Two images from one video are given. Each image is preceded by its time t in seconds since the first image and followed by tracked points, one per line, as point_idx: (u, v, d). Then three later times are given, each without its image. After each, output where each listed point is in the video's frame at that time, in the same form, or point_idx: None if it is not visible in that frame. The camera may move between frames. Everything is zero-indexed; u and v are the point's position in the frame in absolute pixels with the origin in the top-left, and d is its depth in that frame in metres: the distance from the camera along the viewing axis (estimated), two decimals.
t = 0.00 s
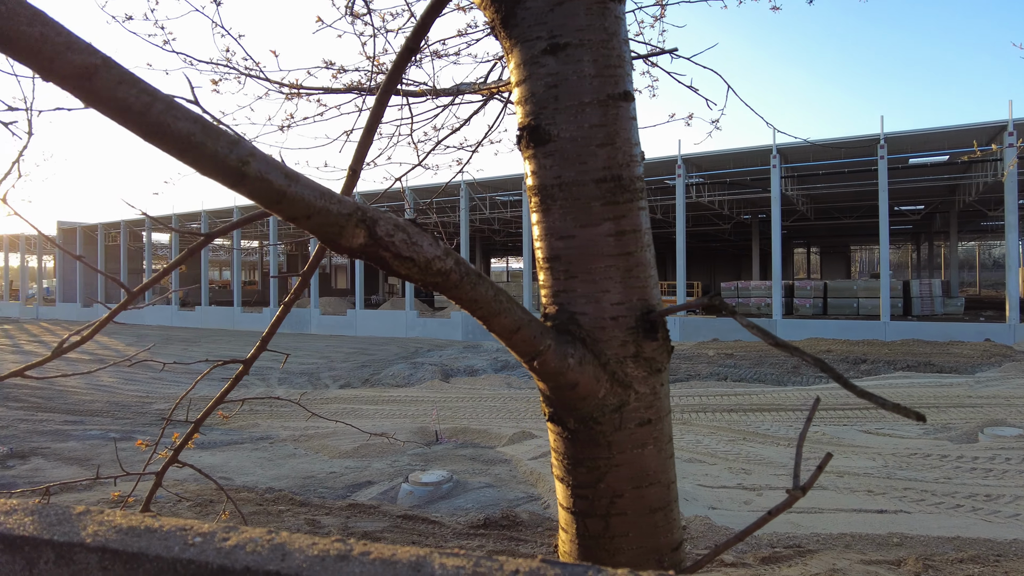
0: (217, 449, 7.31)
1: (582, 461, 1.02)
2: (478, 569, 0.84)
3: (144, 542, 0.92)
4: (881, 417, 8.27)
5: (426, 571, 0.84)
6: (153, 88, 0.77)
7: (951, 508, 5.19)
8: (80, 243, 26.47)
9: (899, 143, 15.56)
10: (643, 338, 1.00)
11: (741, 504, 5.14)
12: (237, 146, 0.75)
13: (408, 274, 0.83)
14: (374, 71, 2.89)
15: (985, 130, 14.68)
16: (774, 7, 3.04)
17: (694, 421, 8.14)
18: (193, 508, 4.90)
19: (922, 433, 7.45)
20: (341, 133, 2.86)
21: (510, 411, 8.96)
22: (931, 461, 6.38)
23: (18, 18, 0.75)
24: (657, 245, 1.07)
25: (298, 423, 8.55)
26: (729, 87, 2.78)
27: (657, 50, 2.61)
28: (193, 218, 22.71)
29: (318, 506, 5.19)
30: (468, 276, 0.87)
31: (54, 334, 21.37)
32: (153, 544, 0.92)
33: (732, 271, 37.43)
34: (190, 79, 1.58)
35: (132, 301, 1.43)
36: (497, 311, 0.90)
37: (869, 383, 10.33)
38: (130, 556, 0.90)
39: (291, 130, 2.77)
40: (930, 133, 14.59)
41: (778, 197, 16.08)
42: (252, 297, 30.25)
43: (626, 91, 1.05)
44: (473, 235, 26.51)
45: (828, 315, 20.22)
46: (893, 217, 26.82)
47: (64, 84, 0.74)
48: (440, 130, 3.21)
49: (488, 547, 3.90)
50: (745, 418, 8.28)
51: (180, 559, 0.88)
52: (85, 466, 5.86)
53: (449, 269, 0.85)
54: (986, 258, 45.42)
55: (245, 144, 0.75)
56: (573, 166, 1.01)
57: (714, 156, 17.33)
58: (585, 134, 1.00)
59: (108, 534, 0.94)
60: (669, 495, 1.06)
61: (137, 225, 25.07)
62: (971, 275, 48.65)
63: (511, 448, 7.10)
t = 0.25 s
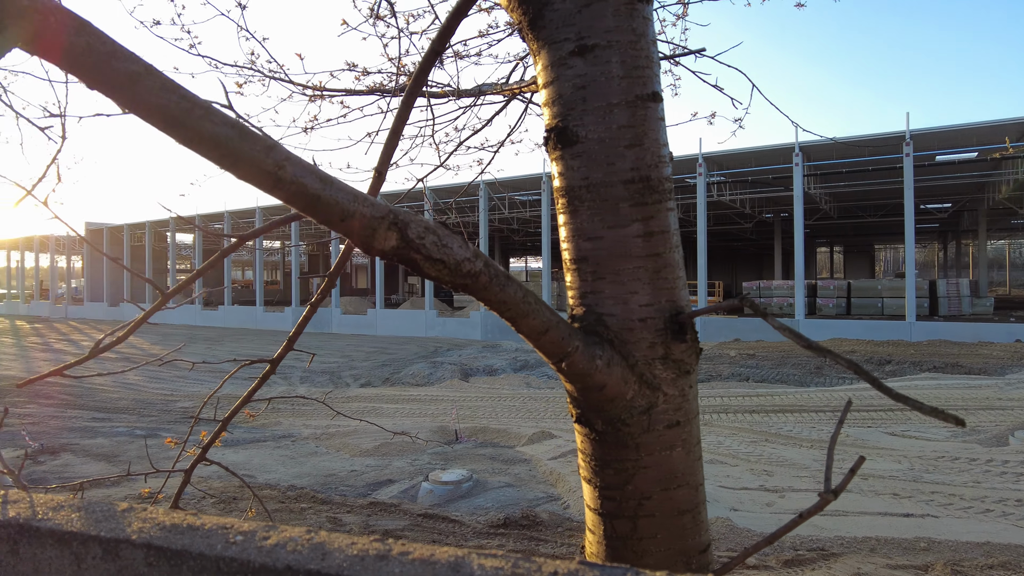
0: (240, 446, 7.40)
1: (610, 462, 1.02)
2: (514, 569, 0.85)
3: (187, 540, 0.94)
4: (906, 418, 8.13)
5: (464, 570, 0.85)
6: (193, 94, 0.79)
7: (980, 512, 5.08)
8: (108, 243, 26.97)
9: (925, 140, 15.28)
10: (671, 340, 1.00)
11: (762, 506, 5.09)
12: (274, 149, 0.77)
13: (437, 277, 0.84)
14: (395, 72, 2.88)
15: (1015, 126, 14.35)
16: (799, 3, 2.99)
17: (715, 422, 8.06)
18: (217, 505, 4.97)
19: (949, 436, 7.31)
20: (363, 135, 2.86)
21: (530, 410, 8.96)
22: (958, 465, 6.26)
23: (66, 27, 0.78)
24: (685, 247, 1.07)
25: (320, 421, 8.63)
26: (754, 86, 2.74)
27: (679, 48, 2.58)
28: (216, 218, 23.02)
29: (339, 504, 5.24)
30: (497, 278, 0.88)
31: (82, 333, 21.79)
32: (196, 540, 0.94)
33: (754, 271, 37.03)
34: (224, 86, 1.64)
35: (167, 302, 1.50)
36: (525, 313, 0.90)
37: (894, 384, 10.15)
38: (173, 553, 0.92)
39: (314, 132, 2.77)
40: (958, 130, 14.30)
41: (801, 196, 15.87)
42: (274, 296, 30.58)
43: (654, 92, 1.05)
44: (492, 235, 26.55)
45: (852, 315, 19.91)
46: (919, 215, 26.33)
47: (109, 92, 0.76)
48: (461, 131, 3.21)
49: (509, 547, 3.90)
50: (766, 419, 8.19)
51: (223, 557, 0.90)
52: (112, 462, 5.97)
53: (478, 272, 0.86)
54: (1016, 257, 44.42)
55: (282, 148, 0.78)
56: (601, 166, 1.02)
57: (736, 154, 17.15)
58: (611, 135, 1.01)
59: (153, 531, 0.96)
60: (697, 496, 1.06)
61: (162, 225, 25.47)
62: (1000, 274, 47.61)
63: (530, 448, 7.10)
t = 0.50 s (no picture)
0: (264, 444, 7.49)
1: (640, 463, 1.03)
2: (554, 569, 0.86)
3: (229, 536, 0.95)
4: (935, 421, 7.96)
5: (504, 570, 0.86)
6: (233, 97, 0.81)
7: (1013, 518, 4.95)
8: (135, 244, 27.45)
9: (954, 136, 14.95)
10: (703, 340, 1.02)
11: (787, 509, 5.02)
12: (311, 152, 0.79)
13: (471, 276, 0.87)
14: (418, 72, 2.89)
15: None
16: None
17: (738, 424, 7.97)
18: (241, 502, 5.03)
19: (981, 439, 7.14)
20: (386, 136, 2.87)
21: (551, 411, 8.94)
22: (991, 470, 6.11)
23: (108, 31, 0.79)
24: (716, 247, 1.10)
25: (342, 420, 8.70)
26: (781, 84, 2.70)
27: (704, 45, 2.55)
28: (240, 218, 23.31)
29: (362, 503, 5.28)
30: (529, 278, 0.89)
31: (111, 331, 22.21)
32: (236, 537, 0.95)
33: (778, 270, 36.55)
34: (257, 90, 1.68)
35: (201, 301, 1.54)
36: (556, 313, 0.90)
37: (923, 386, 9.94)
38: (215, 550, 0.93)
39: (338, 133, 2.80)
40: (989, 126, 13.97)
41: (827, 194, 15.62)
42: (297, 295, 30.88)
43: (684, 94, 1.09)
44: (513, 234, 26.54)
45: (879, 316, 19.56)
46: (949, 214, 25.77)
47: (156, 99, 0.78)
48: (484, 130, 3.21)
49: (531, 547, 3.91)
50: (791, 421, 8.08)
51: (265, 554, 0.91)
52: (140, 459, 6.07)
53: (511, 272, 0.87)
54: None
55: (320, 151, 0.80)
56: (632, 166, 1.06)
57: (759, 152, 16.94)
58: (643, 135, 1.05)
59: (195, 528, 0.98)
60: (729, 498, 1.06)
61: (188, 226, 25.85)
62: None
63: (551, 448, 7.09)
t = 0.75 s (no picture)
0: (283, 443, 7.55)
1: (663, 464, 1.02)
2: (582, 570, 0.87)
3: (257, 535, 0.96)
4: (959, 423, 7.83)
5: (533, 570, 0.86)
6: (261, 99, 0.82)
7: None
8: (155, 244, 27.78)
9: (979, 133, 14.69)
10: (726, 340, 1.02)
11: (807, 511, 4.96)
12: (337, 154, 0.81)
13: (494, 276, 0.88)
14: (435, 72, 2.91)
15: None
16: None
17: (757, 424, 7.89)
18: (261, 500, 5.08)
19: (1007, 442, 7.01)
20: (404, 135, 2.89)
21: (568, 411, 8.91)
22: (1018, 473, 5.99)
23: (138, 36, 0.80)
24: (738, 247, 1.10)
25: (359, 419, 8.74)
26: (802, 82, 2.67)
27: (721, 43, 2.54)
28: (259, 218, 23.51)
29: (379, 501, 5.30)
30: (551, 279, 0.89)
31: (134, 330, 22.50)
32: (264, 536, 0.96)
33: (797, 270, 36.15)
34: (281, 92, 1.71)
35: (224, 302, 1.57)
36: (578, 313, 0.90)
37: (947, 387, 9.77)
38: (245, 548, 0.94)
39: (356, 134, 2.83)
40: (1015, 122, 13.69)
41: (847, 192, 15.41)
42: (314, 295, 31.09)
43: (706, 93, 1.10)
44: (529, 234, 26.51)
45: (901, 315, 19.27)
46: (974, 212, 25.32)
47: (189, 104, 0.80)
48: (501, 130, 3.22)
49: (549, 547, 3.90)
50: (811, 422, 7.98)
51: (293, 553, 0.92)
52: (161, 457, 6.15)
53: (533, 273, 0.88)
54: None
55: (347, 154, 0.81)
56: (654, 166, 1.07)
57: (778, 150, 16.76)
58: (665, 134, 1.06)
59: (224, 526, 0.99)
60: (752, 500, 1.05)
61: (208, 226, 26.12)
62: None
63: (568, 448, 7.07)
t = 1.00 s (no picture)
0: (300, 441, 7.60)
1: (684, 465, 1.01)
2: (609, 571, 0.87)
3: (282, 533, 0.97)
4: (982, 425, 7.69)
5: (558, 571, 0.86)
6: (284, 99, 0.83)
7: None
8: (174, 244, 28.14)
9: (1002, 129, 14.42)
10: (750, 340, 1.02)
11: (826, 513, 4.90)
12: (359, 153, 0.81)
13: (513, 276, 0.88)
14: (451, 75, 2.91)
15: None
16: None
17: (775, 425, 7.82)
18: (279, 497, 5.13)
19: None
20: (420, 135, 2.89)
21: (584, 411, 8.90)
22: None
23: (162, 36, 0.81)
24: (760, 246, 1.09)
25: (376, 418, 8.78)
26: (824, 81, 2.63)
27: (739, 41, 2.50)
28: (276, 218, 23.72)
29: (396, 500, 5.32)
30: (573, 278, 0.89)
31: (154, 330, 22.79)
32: (290, 535, 0.97)
33: (815, 269, 35.78)
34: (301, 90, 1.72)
35: (243, 302, 1.57)
36: (600, 312, 0.90)
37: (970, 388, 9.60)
38: (270, 545, 0.95)
39: (373, 133, 2.83)
40: None
41: (867, 190, 15.20)
42: (331, 294, 31.30)
43: (728, 89, 1.09)
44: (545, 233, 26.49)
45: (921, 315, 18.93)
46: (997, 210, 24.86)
47: (212, 105, 0.81)
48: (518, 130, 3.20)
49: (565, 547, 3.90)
50: (830, 423, 7.89)
51: (317, 551, 0.92)
52: (181, 454, 6.23)
53: (553, 271, 0.88)
54: None
55: (369, 153, 0.82)
56: (676, 163, 1.06)
57: (796, 148, 16.58)
58: (686, 131, 1.06)
59: (248, 524, 1.00)
60: (775, 502, 1.04)
61: (226, 226, 26.40)
62: None
63: (585, 448, 7.07)
